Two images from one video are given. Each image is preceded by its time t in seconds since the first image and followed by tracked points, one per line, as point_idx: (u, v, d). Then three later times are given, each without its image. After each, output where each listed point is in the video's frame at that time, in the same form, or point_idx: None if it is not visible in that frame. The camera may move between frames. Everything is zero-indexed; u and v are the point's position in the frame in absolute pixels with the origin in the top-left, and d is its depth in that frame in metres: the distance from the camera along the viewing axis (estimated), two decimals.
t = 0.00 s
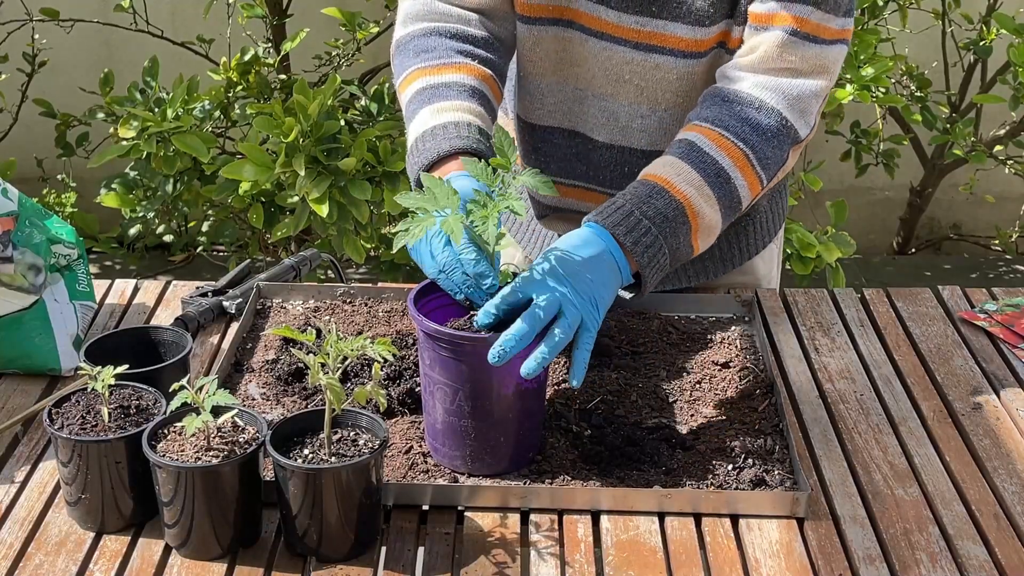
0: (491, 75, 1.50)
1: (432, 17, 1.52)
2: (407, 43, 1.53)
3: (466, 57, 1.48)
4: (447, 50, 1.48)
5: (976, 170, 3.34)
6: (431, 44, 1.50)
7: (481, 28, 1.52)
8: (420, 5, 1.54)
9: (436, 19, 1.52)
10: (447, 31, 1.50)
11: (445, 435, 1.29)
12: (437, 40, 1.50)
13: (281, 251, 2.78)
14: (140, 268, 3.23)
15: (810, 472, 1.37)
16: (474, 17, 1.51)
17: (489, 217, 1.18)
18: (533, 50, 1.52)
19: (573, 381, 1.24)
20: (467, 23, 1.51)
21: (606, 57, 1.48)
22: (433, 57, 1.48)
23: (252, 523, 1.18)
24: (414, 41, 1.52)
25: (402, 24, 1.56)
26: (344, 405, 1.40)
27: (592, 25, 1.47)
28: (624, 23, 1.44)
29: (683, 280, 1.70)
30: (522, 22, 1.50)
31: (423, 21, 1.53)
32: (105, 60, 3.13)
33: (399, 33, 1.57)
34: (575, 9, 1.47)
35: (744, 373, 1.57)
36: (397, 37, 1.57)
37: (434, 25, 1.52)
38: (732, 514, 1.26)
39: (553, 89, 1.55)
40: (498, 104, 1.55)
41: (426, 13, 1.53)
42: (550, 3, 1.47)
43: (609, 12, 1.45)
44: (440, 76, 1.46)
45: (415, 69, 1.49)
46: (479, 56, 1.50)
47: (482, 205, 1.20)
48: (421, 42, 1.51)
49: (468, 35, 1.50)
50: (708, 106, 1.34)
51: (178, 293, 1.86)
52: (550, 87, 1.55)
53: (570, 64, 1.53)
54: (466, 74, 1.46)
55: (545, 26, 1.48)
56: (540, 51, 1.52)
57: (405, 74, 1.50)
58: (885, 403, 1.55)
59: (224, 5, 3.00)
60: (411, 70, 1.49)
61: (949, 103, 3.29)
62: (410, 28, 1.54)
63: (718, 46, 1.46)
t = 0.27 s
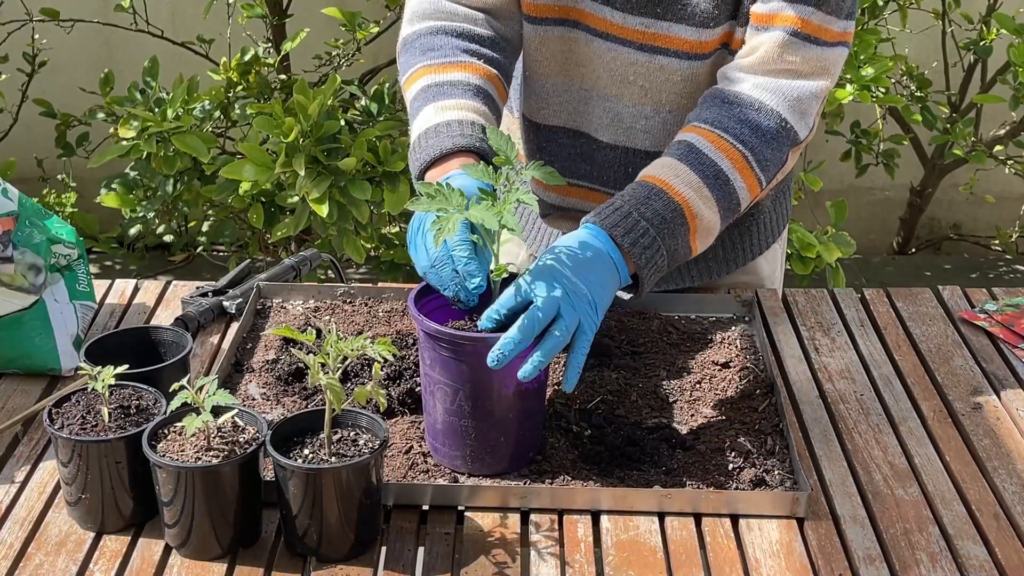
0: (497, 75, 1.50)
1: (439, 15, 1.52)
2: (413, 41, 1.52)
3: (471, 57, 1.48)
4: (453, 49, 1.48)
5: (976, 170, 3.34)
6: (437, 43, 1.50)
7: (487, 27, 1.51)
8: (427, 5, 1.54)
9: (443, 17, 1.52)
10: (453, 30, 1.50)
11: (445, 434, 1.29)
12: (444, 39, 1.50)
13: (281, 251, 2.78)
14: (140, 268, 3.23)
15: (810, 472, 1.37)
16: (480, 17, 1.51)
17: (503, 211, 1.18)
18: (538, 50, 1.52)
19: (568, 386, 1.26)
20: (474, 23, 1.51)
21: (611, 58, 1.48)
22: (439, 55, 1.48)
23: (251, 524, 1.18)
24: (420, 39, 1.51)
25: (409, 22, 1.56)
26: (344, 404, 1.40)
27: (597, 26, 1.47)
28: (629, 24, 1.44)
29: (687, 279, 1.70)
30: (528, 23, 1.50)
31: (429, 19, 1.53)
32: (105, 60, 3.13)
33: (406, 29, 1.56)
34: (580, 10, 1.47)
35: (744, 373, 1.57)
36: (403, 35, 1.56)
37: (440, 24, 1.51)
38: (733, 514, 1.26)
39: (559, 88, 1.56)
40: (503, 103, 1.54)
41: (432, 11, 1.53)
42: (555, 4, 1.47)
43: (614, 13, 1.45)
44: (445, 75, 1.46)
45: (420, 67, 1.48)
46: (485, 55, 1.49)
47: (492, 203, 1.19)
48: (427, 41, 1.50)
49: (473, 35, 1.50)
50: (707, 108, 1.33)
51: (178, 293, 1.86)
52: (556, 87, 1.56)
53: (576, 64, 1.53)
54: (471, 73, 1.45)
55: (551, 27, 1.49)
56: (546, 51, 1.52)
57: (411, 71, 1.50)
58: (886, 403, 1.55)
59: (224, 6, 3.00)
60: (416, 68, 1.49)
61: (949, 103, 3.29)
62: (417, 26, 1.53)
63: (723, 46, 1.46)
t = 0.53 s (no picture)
0: (498, 74, 1.49)
1: (440, 15, 1.52)
2: (414, 38, 1.52)
3: (471, 55, 1.48)
4: (452, 47, 1.48)
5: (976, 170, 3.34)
6: (437, 41, 1.49)
7: (488, 27, 1.51)
8: (429, 5, 1.54)
9: (444, 16, 1.52)
10: (454, 29, 1.50)
11: (445, 434, 1.29)
12: (444, 37, 1.49)
13: (281, 251, 2.78)
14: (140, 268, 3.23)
15: (810, 472, 1.37)
16: (482, 16, 1.51)
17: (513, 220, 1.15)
18: (542, 52, 1.52)
19: (567, 385, 1.25)
20: (475, 22, 1.51)
21: (615, 59, 1.48)
22: (438, 53, 1.48)
23: (251, 524, 1.18)
24: (421, 36, 1.51)
25: (411, 22, 1.56)
26: (344, 405, 1.40)
27: (600, 27, 1.47)
28: (633, 26, 1.44)
29: (692, 279, 1.69)
30: (532, 25, 1.51)
31: (432, 19, 1.53)
32: (105, 60, 3.13)
33: (409, 25, 1.56)
34: (583, 11, 1.47)
35: (745, 373, 1.57)
36: (405, 31, 1.57)
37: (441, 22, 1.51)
38: (733, 514, 1.26)
39: (562, 90, 1.56)
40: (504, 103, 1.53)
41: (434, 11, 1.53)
42: (559, 5, 1.47)
43: (618, 15, 1.44)
44: (443, 72, 1.46)
45: (419, 63, 1.49)
46: (485, 54, 1.49)
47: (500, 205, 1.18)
48: (427, 38, 1.50)
49: (474, 34, 1.50)
50: (706, 107, 1.34)
51: (177, 293, 1.86)
52: (559, 88, 1.56)
53: (580, 65, 1.53)
54: (469, 71, 1.45)
55: (555, 28, 1.49)
56: (549, 53, 1.52)
57: (411, 66, 1.50)
58: (886, 403, 1.55)
59: (224, 6, 3.00)
60: (416, 64, 1.49)
61: (949, 103, 3.29)
62: (419, 24, 1.53)
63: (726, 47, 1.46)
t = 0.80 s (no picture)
0: (498, 79, 1.49)
1: (441, 16, 1.51)
2: (414, 39, 1.51)
3: (473, 58, 1.47)
4: (455, 50, 1.47)
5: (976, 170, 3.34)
6: (439, 42, 1.48)
7: (487, 30, 1.50)
8: (430, 5, 1.53)
9: (445, 17, 1.51)
10: (456, 30, 1.49)
11: (445, 435, 1.29)
12: (446, 39, 1.48)
13: (281, 251, 2.78)
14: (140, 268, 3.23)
15: (810, 472, 1.37)
16: (481, 19, 1.51)
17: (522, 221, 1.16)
18: (542, 52, 1.53)
19: (586, 376, 1.22)
20: (475, 24, 1.50)
21: (615, 58, 1.48)
22: (441, 54, 1.46)
23: (251, 524, 1.18)
24: (422, 36, 1.50)
25: (410, 22, 1.54)
26: (344, 404, 1.40)
27: (599, 26, 1.47)
28: (632, 25, 1.45)
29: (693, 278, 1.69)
30: (531, 25, 1.51)
31: (432, 19, 1.52)
32: (105, 60, 3.13)
33: (408, 27, 1.54)
34: (582, 11, 1.48)
35: (745, 373, 1.57)
36: (403, 32, 1.55)
37: (443, 24, 1.50)
38: (732, 514, 1.26)
39: (562, 90, 1.56)
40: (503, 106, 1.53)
41: (435, 11, 1.52)
42: (557, 5, 1.48)
43: (616, 14, 1.45)
44: (448, 75, 1.44)
45: (422, 65, 1.47)
46: (485, 57, 1.48)
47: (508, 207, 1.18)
48: (429, 39, 1.49)
49: (474, 36, 1.49)
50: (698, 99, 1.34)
51: (178, 293, 1.86)
52: (559, 88, 1.56)
53: (580, 65, 1.53)
54: (473, 75, 1.44)
55: (554, 28, 1.49)
56: (549, 53, 1.52)
57: (411, 68, 1.48)
58: (885, 403, 1.55)
59: (224, 6, 3.00)
60: (417, 65, 1.47)
61: (949, 103, 3.29)
62: (419, 24, 1.52)
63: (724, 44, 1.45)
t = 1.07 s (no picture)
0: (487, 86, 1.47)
1: (431, 19, 1.49)
2: (404, 42, 1.49)
3: (463, 66, 1.45)
4: (445, 56, 1.45)
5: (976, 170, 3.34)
6: (428, 47, 1.46)
7: (478, 37, 1.48)
8: (422, 7, 1.50)
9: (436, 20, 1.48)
10: (446, 35, 1.46)
11: (444, 435, 1.29)
12: (436, 44, 1.46)
13: (281, 251, 2.78)
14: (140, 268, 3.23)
15: (810, 472, 1.38)
16: (473, 24, 1.48)
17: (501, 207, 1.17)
18: (538, 54, 1.52)
19: (586, 338, 1.16)
20: (467, 30, 1.47)
21: (612, 61, 1.48)
22: (431, 60, 1.44)
23: (251, 524, 1.18)
24: (412, 40, 1.48)
25: (402, 23, 1.52)
26: (344, 404, 1.40)
27: (595, 30, 1.47)
28: (630, 27, 1.45)
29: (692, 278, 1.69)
30: (526, 28, 1.51)
31: (423, 21, 1.49)
32: (105, 60, 3.13)
33: (397, 29, 1.52)
34: (578, 14, 1.47)
35: (745, 373, 1.57)
36: (393, 34, 1.53)
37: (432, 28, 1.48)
38: (732, 514, 1.26)
39: (560, 93, 1.55)
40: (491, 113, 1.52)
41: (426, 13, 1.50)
42: (553, 8, 1.47)
43: (614, 16, 1.45)
44: (437, 83, 1.43)
45: (411, 71, 1.45)
46: (475, 65, 1.46)
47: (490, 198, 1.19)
48: (419, 44, 1.47)
49: (464, 43, 1.47)
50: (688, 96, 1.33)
51: (178, 293, 1.86)
52: (557, 92, 1.55)
53: (577, 67, 1.51)
54: (462, 84, 1.43)
55: (551, 31, 1.49)
56: (545, 56, 1.52)
57: (400, 74, 1.46)
58: (885, 403, 1.55)
59: (224, 6, 3.00)
60: (406, 71, 1.45)
61: (949, 102, 3.29)
62: (409, 27, 1.50)
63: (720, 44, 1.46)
